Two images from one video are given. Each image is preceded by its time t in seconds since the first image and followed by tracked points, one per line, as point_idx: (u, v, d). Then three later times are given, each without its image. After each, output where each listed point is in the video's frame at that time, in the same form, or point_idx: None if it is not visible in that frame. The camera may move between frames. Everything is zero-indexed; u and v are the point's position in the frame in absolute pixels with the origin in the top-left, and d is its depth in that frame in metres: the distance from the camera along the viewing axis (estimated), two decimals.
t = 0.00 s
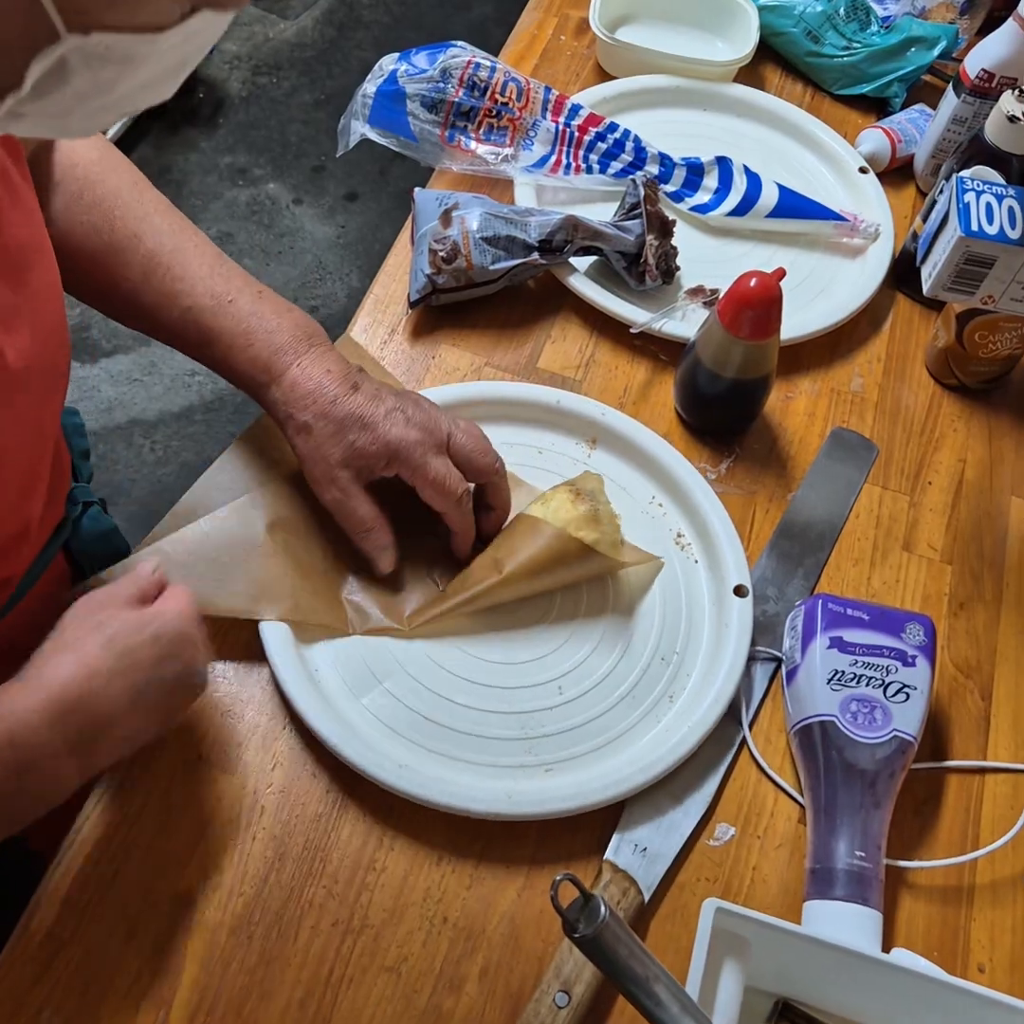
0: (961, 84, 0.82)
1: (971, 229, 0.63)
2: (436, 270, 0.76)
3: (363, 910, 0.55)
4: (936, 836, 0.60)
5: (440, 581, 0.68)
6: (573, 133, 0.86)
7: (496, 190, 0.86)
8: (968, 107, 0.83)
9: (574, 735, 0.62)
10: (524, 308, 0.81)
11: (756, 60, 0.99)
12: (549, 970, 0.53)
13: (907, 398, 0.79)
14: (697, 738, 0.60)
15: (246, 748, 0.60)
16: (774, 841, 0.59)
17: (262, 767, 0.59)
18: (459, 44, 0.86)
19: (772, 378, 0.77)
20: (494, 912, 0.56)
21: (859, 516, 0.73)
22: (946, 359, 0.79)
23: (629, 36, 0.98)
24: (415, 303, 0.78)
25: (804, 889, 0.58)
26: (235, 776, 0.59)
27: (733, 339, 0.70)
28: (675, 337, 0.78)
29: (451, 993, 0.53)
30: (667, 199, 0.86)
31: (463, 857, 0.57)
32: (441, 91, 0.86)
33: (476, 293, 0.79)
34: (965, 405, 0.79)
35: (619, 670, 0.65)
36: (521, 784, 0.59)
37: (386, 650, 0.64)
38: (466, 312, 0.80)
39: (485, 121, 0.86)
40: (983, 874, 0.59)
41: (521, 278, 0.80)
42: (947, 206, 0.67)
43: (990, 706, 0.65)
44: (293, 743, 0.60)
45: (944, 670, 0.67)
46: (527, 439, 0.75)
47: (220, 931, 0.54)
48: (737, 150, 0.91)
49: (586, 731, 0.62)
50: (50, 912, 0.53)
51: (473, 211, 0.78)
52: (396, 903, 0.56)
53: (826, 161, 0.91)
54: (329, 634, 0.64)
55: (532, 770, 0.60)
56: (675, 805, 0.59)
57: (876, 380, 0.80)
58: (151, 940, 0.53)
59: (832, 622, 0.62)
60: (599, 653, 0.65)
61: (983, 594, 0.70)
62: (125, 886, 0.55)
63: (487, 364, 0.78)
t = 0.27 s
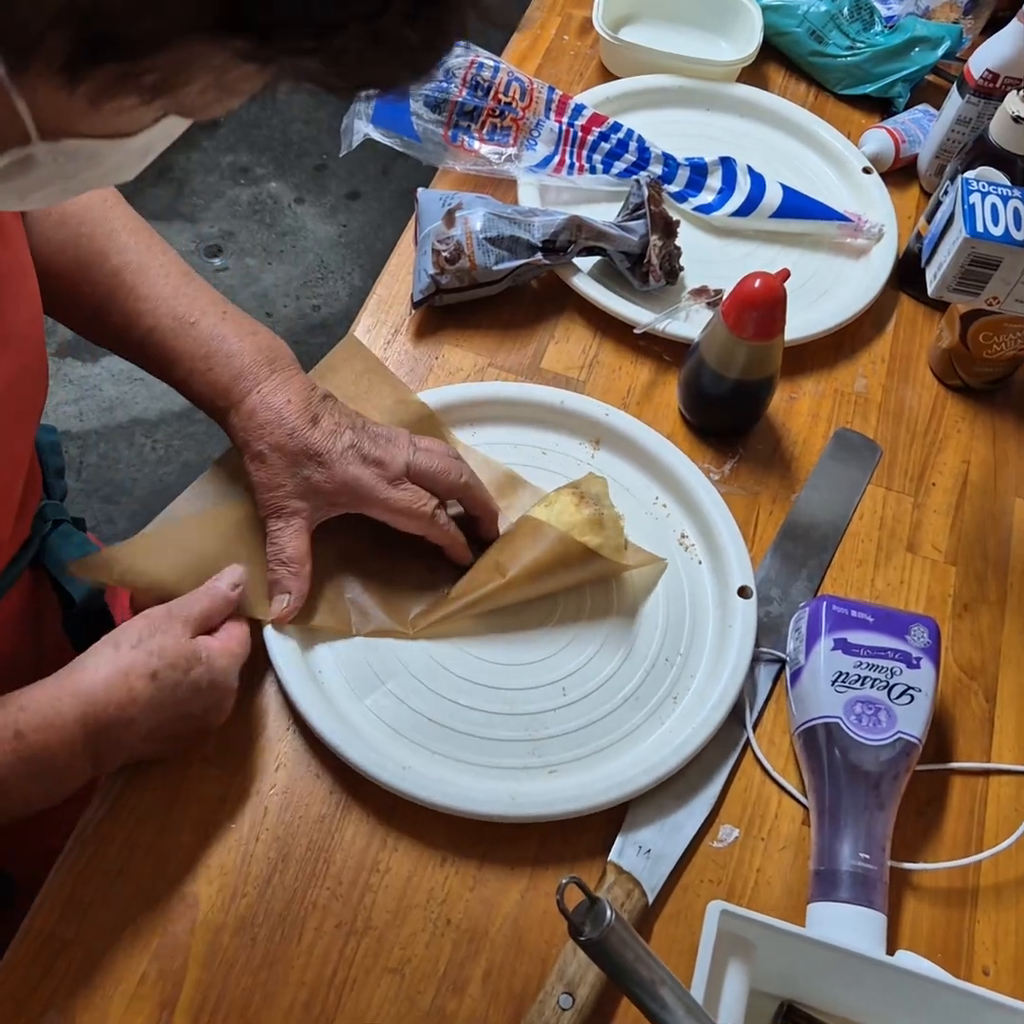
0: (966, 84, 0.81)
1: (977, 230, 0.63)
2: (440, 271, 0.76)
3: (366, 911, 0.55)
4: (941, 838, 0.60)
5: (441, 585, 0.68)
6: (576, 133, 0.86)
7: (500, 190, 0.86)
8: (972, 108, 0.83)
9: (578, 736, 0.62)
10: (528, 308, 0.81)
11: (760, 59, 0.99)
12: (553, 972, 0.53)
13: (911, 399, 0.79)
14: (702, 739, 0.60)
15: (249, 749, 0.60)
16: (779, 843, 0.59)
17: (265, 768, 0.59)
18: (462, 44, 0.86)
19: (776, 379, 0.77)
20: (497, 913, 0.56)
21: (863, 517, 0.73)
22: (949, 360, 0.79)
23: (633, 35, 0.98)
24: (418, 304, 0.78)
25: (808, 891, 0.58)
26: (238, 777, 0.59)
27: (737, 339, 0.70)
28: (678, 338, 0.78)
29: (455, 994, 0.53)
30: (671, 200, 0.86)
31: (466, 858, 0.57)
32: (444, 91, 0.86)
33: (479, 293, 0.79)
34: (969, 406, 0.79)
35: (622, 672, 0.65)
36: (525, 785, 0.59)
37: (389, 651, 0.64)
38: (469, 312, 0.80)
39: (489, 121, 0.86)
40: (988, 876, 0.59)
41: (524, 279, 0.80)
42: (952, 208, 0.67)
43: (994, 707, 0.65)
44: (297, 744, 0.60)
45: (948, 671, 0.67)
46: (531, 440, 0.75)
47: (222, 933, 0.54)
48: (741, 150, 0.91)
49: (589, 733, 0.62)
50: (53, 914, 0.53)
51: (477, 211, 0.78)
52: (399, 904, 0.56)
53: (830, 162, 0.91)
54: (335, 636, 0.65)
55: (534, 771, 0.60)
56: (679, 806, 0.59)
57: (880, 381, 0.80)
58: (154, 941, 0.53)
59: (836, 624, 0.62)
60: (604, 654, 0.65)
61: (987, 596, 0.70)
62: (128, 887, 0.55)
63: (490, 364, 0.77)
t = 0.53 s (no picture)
0: (969, 86, 0.81)
1: (980, 233, 0.63)
2: (442, 272, 0.76)
3: (369, 914, 0.55)
4: (943, 841, 0.60)
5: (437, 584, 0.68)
6: (579, 135, 0.85)
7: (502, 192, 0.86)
8: (975, 110, 0.83)
9: (580, 738, 0.62)
10: (530, 310, 0.81)
11: (763, 61, 0.99)
12: (556, 975, 0.53)
13: (913, 401, 0.79)
14: (705, 741, 0.60)
15: (252, 751, 0.60)
16: (781, 846, 0.59)
17: (269, 771, 0.59)
18: (466, 45, 0.86)
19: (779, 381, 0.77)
20: (500, 916, 0.56)
21: (865, 519, 0.73)
22: (952, 362, 0.79)
23: (636, 36, 0.98)
24: (420, 305, 0.78)
25: (811, 894, 0.57)
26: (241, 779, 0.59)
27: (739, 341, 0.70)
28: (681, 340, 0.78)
29: (458, 997, 0.53)
30: (674, 202, 0.86)
31: (468, 860, 0.57)
32: (447, 92, 0.86)
33: (482, 294, 0.79)
34: (972, 409, 0.79)
35: (625, 674, 0.65)
36: (527, 787, 0.59)
37: (392, 654, 0.64)
38: (472, 314, 0.80)
39: (491, 123, 0.86)
40: (990, 880, 0.59)
41: (527, 280, 0.80)
42: (955, 210, 0.67)
43: (997, 710, 0.65)
44: (299, 747, 0.60)
45: (951, 674, 0.67)
46: (533, 442, 0.75)
47: (225, 936, 0.54)
48: (743, 152, 0.91)
49: (591, 735, 0.62)
50: (56, 917, 0.53)
51: (480, 213, 0.78)
52: (402, 906, 0.56)
53: (833, 163, 0.91)
54: (339, 637, 0.64)
55: (537, 773, 0.60)
56: (682, 809, 0.59)
57: (883, 384, 0.80)
58: (157, 944, 0.53)
59: (839, 627, 0.62)
60: (606, 655, 0.65)
61: (990, 598, 0.70)
62: (132, 889, 0.55)
63: (493, 366, 0.77)
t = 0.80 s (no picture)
0: (969, 87, 0.82)
1: (981, 234, 0.63)
2: (445, 273, 0.76)
3: (372, 912, 0.55)
4: (944, 840, 0.60)
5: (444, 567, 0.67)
6: (581, 136, 0.86)
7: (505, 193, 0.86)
8: (976, 111, 0.83)
9: (583, 738, 0.62)
10: (532, 311, 0.81)
11: (764, 63, 0.99)
12: (559, 973, 0.53)
13: (914, 402, 0.79)
14: (709, 740, 0.61)
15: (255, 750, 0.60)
16: (782, 845, 0.60)
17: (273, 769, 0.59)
18: (468, 47, 0.86)
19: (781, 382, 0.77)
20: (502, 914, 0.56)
21: (867, 520, 0.73)
22: (953, 363, 0.79)
23: (637, 38, 0.98)
24: (423, 306, 0.78)
25: (813, 893, 0.58)
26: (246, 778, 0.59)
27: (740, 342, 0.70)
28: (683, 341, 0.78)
29: (461, 995, 0.53)
30: (675, 203, 0.86)
31: (470, 857, 0.58)
32: (450, 94, 0.86)
33: (485, 295, 0.79)
34: (973, 410, 0.79)
35: (628, 674, 0.65)
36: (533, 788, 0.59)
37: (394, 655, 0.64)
38: (475, 315, 0.80)
39: (494, 124, 0.86)
40: (991, 879, 0.59)
41: (530, 281, 0.80)
42: (957, 212, 0.67)
43: (997, 710, 0.66)
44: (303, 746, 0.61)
45: (952, 674, 0.67)
46: (534, 440, 0.75)
47: (230, 934, 0.54)
48: (744, 153, 0.91)
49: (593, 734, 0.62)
50: (60, 916, 0.53)
51: (482, 214, 0.78)
52: (405, 905, 0.56)
53: (833, 165, 0.91)
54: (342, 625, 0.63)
55: (541, 773, 0.60)
56: (684, 808, 0.59)
57: (884, 385, 0.80)
58: (162, 942, 0.53)
59: (840, 626, 0.62)
60: (610, 653, 0.66)
61: (991, 598, 0.70)
62: (136, 888, 0.55)
63: (496, 366, 0.78)
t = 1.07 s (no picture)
0: (972, 88, 0.82)
1: (984, 234, 0.63)
2: (450, 273, 0.77)
3: (377, 909, 0.56)
4: (947, 839, 0.60)
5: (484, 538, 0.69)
6: (584, 137, 0.86)
7: (508, 194, 0.86)
8: (978, 113, 0.83)
9: (588, 737, 0.62)
10: (537, 311, 0.81)
11: (767, 63, 0.99)
12: (563, 971, 0.53)
13: (917, 402, 0.80)
14: (712, 739, 0.61)
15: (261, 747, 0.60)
16: (785, 843, 0.60)
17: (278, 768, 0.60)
18: (472, 48, 0.86)
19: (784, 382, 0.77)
20: (506, 912, 0.56)
21: (870, 520, 0.73)
22: (956, 364, 0.79)
23: (640, 39, 0.98)
24: (428, 306, 0.79)
25: (816, 892, 0.58)
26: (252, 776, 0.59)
27: (743, 342, 0.70)
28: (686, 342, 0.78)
29: (466, 992, 0.53)
30: (678, 203, 0.87)
31: (474, 855, 0.58)
32: (454, 94, 0.86)
33: (489, 295, 0.79)
34: (976, 410, 0.80)
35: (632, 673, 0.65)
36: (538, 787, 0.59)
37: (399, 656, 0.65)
38: (478, 315, 0.80)
39: (497, 125, 0.87)
40: (994, 878, 0.59)
41: (534, 281, 0.80)
42: (960, 212, 0.67)
43: (1000, 709, 0.66)
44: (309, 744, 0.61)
45: (955, 674, 0.67)
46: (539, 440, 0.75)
47: (236, 931, 0.54)
48: (747, 154, 0.92)
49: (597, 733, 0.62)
50: (67, 913, 0.54)
51: (486, 214, 0.79)
52: (410, 903, 0.56)
53: (836, 166, 0.91)
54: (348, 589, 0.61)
55: (546, 773, 0.60)
56: (687, 806, 0.60)
57: (887, 385, 0.80)
58: (168, 938, 0.54)
59: (843, 625, 0.63)
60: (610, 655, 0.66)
61: (994, 598, 0.71)
62: (142, 885, 0.55)
63: (500, 365, 0.78)
